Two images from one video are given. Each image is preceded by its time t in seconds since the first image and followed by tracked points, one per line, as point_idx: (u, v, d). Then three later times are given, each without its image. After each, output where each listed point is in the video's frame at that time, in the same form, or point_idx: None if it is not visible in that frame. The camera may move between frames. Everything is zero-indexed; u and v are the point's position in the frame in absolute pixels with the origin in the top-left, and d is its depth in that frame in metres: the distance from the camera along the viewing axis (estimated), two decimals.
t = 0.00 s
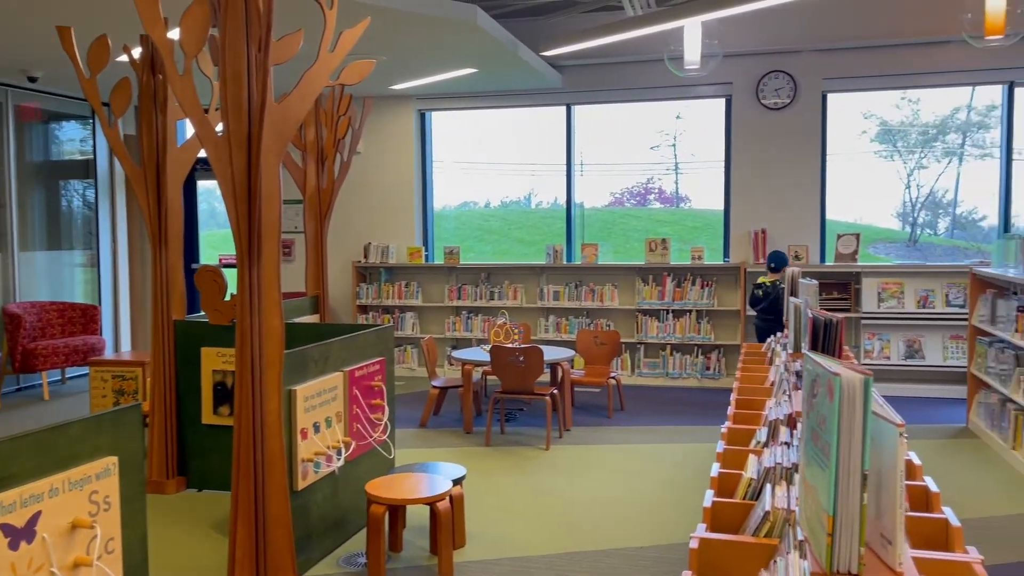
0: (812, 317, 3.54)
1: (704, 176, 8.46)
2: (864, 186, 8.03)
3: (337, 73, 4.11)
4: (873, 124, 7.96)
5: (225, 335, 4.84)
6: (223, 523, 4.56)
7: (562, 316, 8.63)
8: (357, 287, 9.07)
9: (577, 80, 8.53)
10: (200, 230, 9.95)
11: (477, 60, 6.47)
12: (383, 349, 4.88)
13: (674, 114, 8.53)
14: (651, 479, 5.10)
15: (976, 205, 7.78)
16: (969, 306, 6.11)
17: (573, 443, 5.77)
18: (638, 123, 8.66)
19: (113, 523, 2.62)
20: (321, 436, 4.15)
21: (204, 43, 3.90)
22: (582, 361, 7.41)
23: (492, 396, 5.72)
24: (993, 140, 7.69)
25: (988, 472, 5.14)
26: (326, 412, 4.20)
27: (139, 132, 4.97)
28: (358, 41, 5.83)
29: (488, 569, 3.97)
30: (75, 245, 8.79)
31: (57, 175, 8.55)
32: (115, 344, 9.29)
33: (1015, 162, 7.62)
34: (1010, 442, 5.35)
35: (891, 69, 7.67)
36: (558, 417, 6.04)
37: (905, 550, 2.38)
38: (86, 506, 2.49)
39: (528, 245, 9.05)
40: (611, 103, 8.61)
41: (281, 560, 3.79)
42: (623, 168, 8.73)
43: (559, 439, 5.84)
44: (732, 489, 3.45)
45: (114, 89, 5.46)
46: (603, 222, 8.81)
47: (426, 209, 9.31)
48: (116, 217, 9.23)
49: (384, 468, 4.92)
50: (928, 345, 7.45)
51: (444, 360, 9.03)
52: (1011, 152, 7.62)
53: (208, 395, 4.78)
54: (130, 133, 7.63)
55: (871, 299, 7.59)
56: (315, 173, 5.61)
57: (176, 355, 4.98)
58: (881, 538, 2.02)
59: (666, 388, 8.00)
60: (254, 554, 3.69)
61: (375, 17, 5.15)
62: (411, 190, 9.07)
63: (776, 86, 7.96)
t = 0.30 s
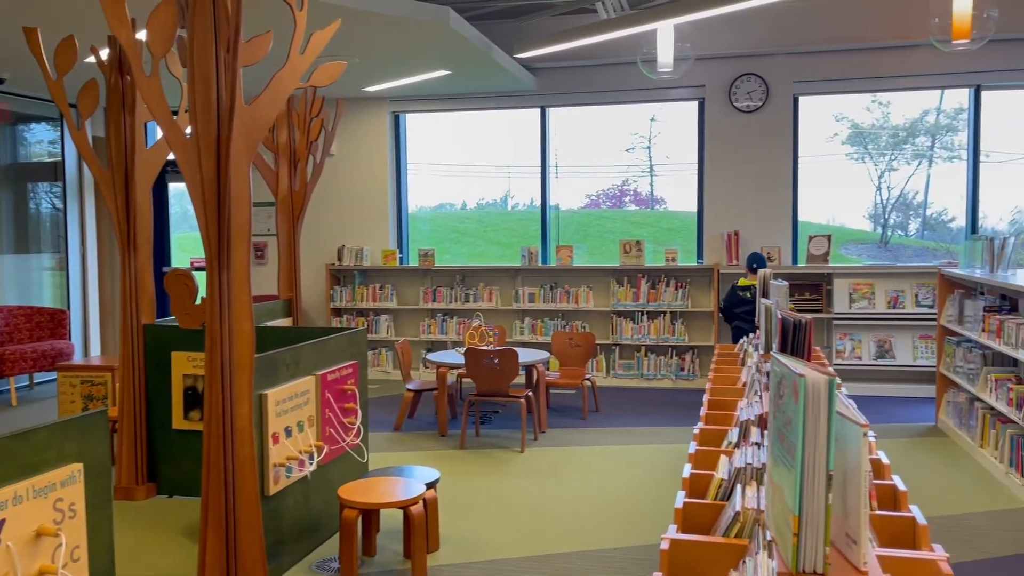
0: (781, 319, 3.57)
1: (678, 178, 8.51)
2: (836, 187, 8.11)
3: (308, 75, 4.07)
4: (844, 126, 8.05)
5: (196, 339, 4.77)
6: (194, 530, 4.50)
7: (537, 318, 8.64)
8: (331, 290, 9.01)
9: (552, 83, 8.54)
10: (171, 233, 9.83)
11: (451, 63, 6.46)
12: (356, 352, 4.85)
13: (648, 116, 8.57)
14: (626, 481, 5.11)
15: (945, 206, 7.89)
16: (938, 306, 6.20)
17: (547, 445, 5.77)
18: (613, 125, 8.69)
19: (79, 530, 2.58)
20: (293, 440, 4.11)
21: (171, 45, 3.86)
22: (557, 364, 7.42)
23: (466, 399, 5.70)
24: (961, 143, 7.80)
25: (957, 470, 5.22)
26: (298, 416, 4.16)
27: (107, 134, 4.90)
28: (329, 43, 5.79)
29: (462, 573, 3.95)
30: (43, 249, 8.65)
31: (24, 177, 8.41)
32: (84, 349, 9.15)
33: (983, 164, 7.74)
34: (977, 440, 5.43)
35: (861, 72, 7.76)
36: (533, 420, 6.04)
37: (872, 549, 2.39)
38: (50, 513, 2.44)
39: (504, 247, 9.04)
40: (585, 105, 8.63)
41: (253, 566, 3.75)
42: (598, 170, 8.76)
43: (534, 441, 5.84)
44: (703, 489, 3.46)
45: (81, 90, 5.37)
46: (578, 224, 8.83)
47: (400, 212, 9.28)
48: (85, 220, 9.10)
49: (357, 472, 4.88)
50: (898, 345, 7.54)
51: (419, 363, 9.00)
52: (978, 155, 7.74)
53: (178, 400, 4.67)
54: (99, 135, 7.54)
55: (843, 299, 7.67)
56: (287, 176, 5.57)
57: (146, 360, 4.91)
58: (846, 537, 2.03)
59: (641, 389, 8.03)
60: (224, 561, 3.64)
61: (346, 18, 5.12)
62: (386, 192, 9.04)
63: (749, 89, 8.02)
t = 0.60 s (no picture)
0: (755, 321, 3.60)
1: (656, 181, 8.55)
2: (812, 190, 8.19)
3: (281, 77, 4.05)
4: (819, 129, 8.13)
5: (169, 343, 4.69)
6: (168, 536, 4.44)
7: (515, 320, 8.64)
8: (307, 294, 8.95)
9: (529, 85, 8.55)
10: (145, 236, 9.73)
11: (428, 65, 6.44)
12: (332, 356, 4.80)
13: (626, 119, 8.60)
14: (603, 483, 5.11)
15: (919, 208, 7.99)
16: (911, 307, 6.27)
17: (525, 448, 5.77)
18: (590, 128, 8.71)
19: (48, 538, 2.54)
20: (268, 445, 4.06)
21: (142, 47, 3.81)
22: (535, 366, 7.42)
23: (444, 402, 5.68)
24: (934, 146, 7.91)
25: (930, 469, 5.27)
26: (273, 421, 4.11)
27: (78, 136, 4.83)
28: (304, 45, 5.75)
29: None
30: (13, 253, 8.53)
31: None
32: (56, 355, 9.03)
33: (955, 166, 7.85)
34: (950, 440, 5.50)
35: (835, 76, 7.84)
36: (511, 422, 6.03)
37: (844, 550, 2.41)
38: (18, 521, 2.40)
39: (482, 250, 9.03)
40: (563, 108, 8.64)
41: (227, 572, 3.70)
42: (576, 172, 8.78)
43: (512, 444, 5.83)
44: (679, 491, 3.47)
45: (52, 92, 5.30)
46: (556, 226, 8.85)
47: (377, 215, 9.24)
48: (57, 223, 8.99)
49: (333, 477, 4.84)
50: (873, 346, 7.62)
51: (397, 366, 8.96)
52: (951, 157, 7.84)
53: (152, 405, 4.59)
54: (71, 137, 7.48)
55: (818, 301, 7.74)
56: (262, 178, 5.52)
57: (118, 364, 4.84)
58: (817, 538, 2.05)
59: (619, 391, 8.04)
60: (198, 567, 3.59)
61: (320, 20, 5.11)
62: (363, 195, 9.00)
63: (724, 92, 8.07)
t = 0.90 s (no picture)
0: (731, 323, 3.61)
1: (636, 183, 8.58)
2: (790, 193, 8.25)
3: (258, 80, 4.01)
4: (797, 132, 8.19)
5: (144, 348, 4.64)
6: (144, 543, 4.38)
7: (496, 323, 8.63)
8: (286, 298, 8.90)
9: (509, 88, 8.54)
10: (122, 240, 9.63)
11: (407, 67, 6.42)
12: (310, 360, 4.77)
13: (606, 122, 8.63)
14: (583, 486, 5.12)
15: (896, 211, 8.07)
16: (888, 309, 6.33)
17: (505, 451, 5.76)
18: (570, 131, 8.72)
19: (19, 547, 2.51)
20: (245, 450, 4.01)
21: (115, 50, 3.76)
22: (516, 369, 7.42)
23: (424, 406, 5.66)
24: (910, 149, 8.00)
25: (906, 470, 5.32)
26: (250, 426, 4.06)
27: (52, 139, 4.76)
28: (281, 47, 5.71)
29: None
30: None
31: None
32: (30, 360, 8.91)
33: (931, 169, 7.94)
34: (926, 440, 5.56)
35: (812, 80, 7.91)
36: (491, 426, 6.02)
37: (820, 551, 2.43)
38: None
39: (462, 253, 9.02)
40: (544, 111, 8.65)
41: None
42: (556, 175, 8.78)
43: (492, 448, 5.82)
44: (657, 494, 3.47)
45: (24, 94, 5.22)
46: (536, 229, 8.85)
47: (356, 218, 9.21)
48: (31, 228, 8.87)
49: (312, 482, 4.79)
50: (850, 347, 7.70)
51: (377, 370, 8.92)
52: (926, 161, 7.94)
53: (127, 410, 4.53)
54: (45, 140, 7.41)
55: (796, 303, 7.80)
56: (240, 182, 5.48)
57: (93, 370, 4.78)
58: (791, 542, 2.05)
59: (600, 394, 8.06)
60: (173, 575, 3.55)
61: (297, 22, 5.08)
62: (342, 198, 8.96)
63: (703, 95, 8.12)
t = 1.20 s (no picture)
0: (709, 327, 3.63)
1: (618, 187, 8.60)
2: (771, 196, 8.30)
3: (235, 83, 3.96)
4: (778, 136, 8.25)
5: (120, 354, 4.58)
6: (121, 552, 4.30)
7: (478, 327, 8.61)
8: (266, 302, 8.84)
9: (491, 91, 8.54)
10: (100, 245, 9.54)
11: (388, 71, 6.40)
12: (289, 365, 4.73)
13: (588, 126, 8.64)
14: (564, 490, 5.12)
15: (876, 214, 8.14)
16: (866, 312, 6.38)
17: (487, 455, 5.75)
18: (552, 134, 8.73)
19: None
20: (222, 456, 3.95)
21: (89, 52, 3.72)
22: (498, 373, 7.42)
23: (405, 411, 5.64)
24: (889, 153, 8.07)
25: (885, 471, 5.36)
26: (227, 432, 4.01)
27: (27, 142, 4.70)
28: (259, 51, 5.68)
29: None
30: None
31: None
32: (6, 367, 8.80)
33: (909, 173, 8.02)
34: (904, 442, 5.60)
35: (792, 84, 7.97)
36: (473, 430, 6.01)
37: (797, 554, 2.43)
38: None
39: (445, 257, 9.00)
40: (526, 114, 8.65)
41: None
42: (538, 179, 8.79)
43: (473, 452, 5.80)
44: (637, 498, 3.47)
45: None
46: (518, 233, 8.85)
47: (337, 222, 9.18)
48: (7, 232, 8.77)
49: (291, 488, 4.75)
50: (830, 350, 7.76)
51: (359, 374, 8.88)
52: (904, 164, 8.01)
53: (103, 418, 4.41)
54: (21, 143, 7.35)
55: (776, 306, 7.84)
56: (219, 186, 5.43)
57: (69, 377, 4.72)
58: (767, 545, 2.06)
59: (582, 398, 8.06)
60: None
61: (275, 25, 5.06)
62: (322, 203, 8.92)
63: (683, 100, 8.15)
